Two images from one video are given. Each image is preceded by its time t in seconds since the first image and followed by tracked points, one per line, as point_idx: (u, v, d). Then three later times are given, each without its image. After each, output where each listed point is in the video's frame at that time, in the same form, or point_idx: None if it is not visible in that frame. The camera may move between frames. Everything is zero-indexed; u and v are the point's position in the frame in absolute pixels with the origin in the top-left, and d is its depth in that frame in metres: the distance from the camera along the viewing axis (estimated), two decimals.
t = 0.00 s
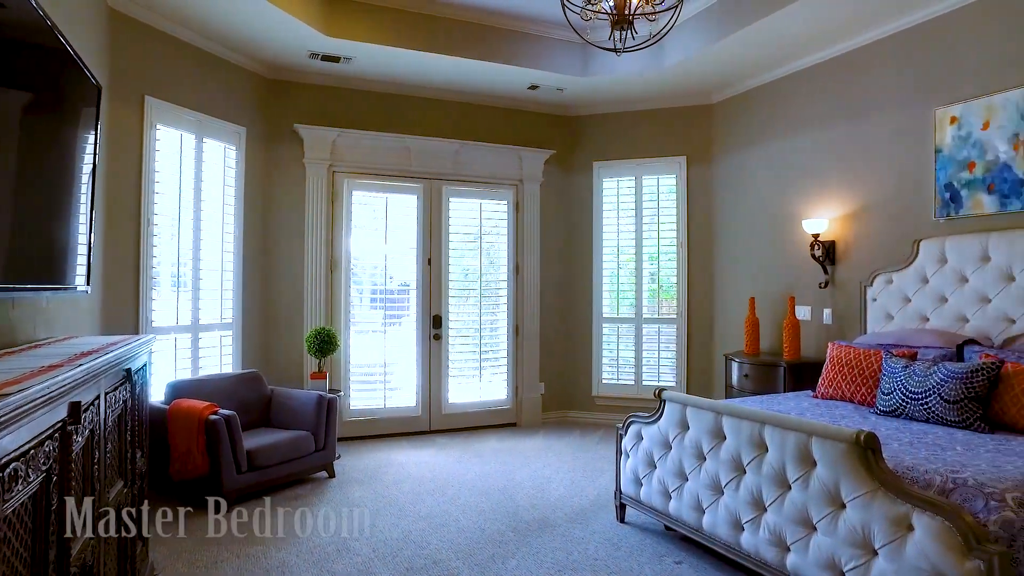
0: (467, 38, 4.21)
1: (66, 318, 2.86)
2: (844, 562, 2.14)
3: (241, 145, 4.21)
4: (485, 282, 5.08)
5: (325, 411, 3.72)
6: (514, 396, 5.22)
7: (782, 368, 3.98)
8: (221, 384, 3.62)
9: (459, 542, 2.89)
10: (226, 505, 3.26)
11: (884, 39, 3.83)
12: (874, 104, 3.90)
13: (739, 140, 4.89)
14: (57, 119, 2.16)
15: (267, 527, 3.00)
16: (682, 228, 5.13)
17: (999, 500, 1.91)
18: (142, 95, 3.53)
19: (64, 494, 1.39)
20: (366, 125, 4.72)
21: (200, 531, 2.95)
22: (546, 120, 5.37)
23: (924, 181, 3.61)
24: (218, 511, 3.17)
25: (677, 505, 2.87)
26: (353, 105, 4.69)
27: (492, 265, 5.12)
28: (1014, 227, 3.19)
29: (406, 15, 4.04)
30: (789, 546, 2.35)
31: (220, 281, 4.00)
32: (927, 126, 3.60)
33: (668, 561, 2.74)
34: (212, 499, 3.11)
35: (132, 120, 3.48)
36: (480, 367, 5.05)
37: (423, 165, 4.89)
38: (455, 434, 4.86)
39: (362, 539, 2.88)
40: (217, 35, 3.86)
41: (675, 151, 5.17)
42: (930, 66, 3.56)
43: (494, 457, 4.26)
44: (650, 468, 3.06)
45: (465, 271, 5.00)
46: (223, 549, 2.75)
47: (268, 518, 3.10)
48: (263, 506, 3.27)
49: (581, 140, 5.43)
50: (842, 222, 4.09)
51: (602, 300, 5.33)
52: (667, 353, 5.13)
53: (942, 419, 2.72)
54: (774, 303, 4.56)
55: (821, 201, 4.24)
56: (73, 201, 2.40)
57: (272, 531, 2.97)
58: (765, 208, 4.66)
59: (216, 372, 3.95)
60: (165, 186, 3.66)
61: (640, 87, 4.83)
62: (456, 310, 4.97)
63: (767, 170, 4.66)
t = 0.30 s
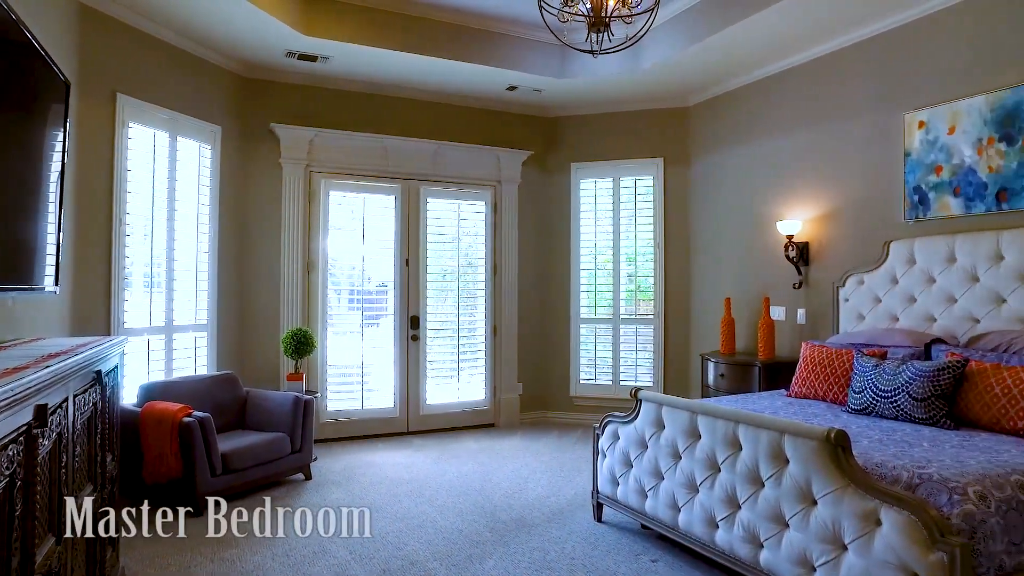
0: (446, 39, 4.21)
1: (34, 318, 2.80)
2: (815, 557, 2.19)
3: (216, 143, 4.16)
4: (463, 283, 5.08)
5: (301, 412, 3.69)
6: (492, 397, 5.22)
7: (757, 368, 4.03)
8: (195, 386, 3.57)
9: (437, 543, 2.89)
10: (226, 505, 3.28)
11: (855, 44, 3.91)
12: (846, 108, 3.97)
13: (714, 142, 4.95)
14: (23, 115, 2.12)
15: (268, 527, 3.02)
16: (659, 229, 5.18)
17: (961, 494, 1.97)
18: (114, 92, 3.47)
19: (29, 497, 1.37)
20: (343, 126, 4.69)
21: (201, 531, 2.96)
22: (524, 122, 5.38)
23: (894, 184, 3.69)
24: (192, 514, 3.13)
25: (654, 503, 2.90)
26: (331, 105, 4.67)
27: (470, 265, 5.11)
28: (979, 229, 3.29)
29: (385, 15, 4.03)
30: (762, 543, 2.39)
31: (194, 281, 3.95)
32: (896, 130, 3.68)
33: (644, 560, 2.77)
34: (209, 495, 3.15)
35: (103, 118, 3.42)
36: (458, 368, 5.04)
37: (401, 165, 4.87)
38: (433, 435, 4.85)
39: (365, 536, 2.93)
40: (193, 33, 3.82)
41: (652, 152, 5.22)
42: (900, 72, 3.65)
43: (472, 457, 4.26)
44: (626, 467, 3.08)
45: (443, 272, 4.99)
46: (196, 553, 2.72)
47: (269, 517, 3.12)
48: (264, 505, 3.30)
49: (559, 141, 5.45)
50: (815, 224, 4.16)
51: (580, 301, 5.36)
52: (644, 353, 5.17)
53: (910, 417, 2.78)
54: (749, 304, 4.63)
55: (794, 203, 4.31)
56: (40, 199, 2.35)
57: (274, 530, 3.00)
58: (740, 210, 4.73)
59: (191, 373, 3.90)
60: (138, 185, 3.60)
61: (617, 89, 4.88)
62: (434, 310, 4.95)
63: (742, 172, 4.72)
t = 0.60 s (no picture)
0: (425, 39, 4.20)
1: None
2: (788, 554, 2.22)
3: (190, 142, 4.10)
4: (442, 284, 5.07)
5: (278, 414, 3.65)
6: (471, 397, 5.21)
7: (733, 368, 4.08)
8: (170, 388, 3.52)
9: (414, 544, 2.88)
10: (225, 504, 3.32)
11: (829, 49, 3.98)
12: (820, 111, 4.04)
13: (691, 144, 5.00)
14: None
15: (267, 527, 3.03)
16: (636, 230, 5.22)
17: (927, 489, 2.01)
18: (84, 88, 3.40)
19: None
20: (320, 125, 4.66)
21: (201, 532, 2.98)
22: (502, 123, 5.39)
23: (865, 187, 3.77)
24: (166, 518, 3.09)
25: (630, 503, 2.92)
26: (309, 105, 4.63)
27: (448, 266, 5.11)
28: (946, 231, 3.37)
29: (364, 15, 4.01)
30: (736, 540, 2.42)
31: (166, 281, 3.89)
32: (868, 134, 3.76)
33: (621, 559, 2.79)
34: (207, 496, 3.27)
35: (74, 115, 3.35)
36: (436, 369, 5.03)
37: (379, 165, 4.85)
38: (410, 436, 4.83)
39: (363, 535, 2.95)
40: (167, 30, 3.77)
41: (630, 154, 5.26)
42: (871, 78, 3.73)
43: (450, 458, 4.25)
44: (603, 467, 3.11)
45: (421, 273, 4.97)
46: (169, 558, 2.68)
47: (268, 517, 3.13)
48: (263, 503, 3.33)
49: (538, 142, 5.46)
50: (789, 226, 4.23)
51: (558, 301, 5.38)
52: (622, 353, 5.20)
53: (880, 415, 2.84)
54: (725, 304, 4.69)
55: (769, 205, 4.38)
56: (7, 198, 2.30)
57: (274, 530, 3.01)
58: (716, 211, 4.78)
59: (165, 375, 3.84)
60: (110, 183, 3.54)
61: (596, 91, 4.91)
62: (412, 311, 4.93)
63: (718, 174, 4.78)
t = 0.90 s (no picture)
0: (402, 39, 4.19)
1: None
2: (760, 551, 2.26)
3: (163, 141, 4.04)
4: (419, 286, 5.05)
5: (253, 416, 3.61)
6: (448, 399, 5.20)
7: (708, 368, 4.13)
8: (140, 391, 3.45)
9: (391, 546, 2.87)
10: (226, 504, 3.34)
11: (802, 53, 4.05)
12: (793, 115, 4.11)
13: (667, 146, 5.05)
14: None
15: (268, 527, 3.04)
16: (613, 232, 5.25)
17: (893, 485, 2.06)
18: (52, 85, 3.33)
19: None
20: (296, 126, 4.62)
21: (201, 531, 3.00)
22: (480, 124, 5.40)
23: (838, 190, 3.84)
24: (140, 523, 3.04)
25: (606, 502, 2.94)
26: (285, 104, 4.59)
27: (425, 267, 5.09)
28: (915, 233, 3.45)
29: (341, 14, 3.99)
30: (710, 538, 2.45)
31: (138, 283, 3.82)
32: (839, 138, 3.83)
33: (597, 558, 2.81)
34: (205, 497, 3.30)
35: (41, 112, 3.27)
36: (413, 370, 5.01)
37: (356, 165, 4.82)
38: (387, 438, 4.81)
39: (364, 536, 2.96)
40: (139, 27, 3.71)
41: (607, 156, 5.29)
42: (842, 82, 3.81)
43: (427, 460, 4.24)
44: (579, 467, 3.12)
45: (398, 274, 4.95)
46: (139, 564, 2.63)
47: (268, 517, 3.14)
48: (264, 503, 3.34)
49: (516, 143, 5.47)
50: (764, 228, 4.29)
51: (535, 303, 5.39)
52: (599, 353, 5.23)
53: (850, 413, 2.90)
54: (700, 305, 4.74)
55: (743, 207, 4.44)
56: None
57: (274, 530, 3.02)
58: (692, 213, 4.84)
59: (137, 379, 3.78)
60: (80, 182, 3.47)
61: (573, 93, 4.93)
62: (389, 313, 4.91)
63: (693, 176, 4.83)
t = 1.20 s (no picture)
0: (380, 39, 4.17)
1: None
2: (734, 549, 2.29)
3: (134, 139, 3.97)
4: (397, 286, 5.03)
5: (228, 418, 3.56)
6: (426, 400, 5.18)
7: (685, 368, 4.17)
8: (111, 394, 3.39)
9: (367, 548, 2.86)
10: (228, 505, 3.32)
11: (776, 57, 4.12)
12: (767, 118, 4.17)
13: (644, 148, 5.09)
14: None
15: (268, 527, 3.06)
16: (591, 233, 5.28)
17: (862, 482, 2.10)
18: (18, 81, 3.24)
19: None
20: (272, 125, 4.57)
21: (201, 531, 3.02)
22: (458, 124, 5.39)
23: (810, 192, 3.90)
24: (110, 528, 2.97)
25: (583, 502, 2.95)
26: (260, 103, 4.54)
27: (403, 267, 5.07)
28: (884, 235, 3.53)
29: (318, 13, 3.96)
30: (685, 537, 2.48)
31: (108, 284, 3.75)
32: (812, 141, 3.90)
33: (574, 558, 2.82)
34: (207, 497, 3.29)
35: (6, 109, 3.18)
36: (390, 372, 4.98)
37: (333, 165, 4.78)
38: (365, 440, 4.78)
39: (364, 535, 2.98)
40: (110, 23, 3.64)
41: (584, 157, 5.31)
42: (815, 87, 3.88)
43: (405, 461, 4.23)
44: (556, 468, 3.14)
45: (375, 275, 4.92)
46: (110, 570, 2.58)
47: (268, 517, 3.16)
48: (265, 502, 3.36)
49: (494, 144, 5.47)
50: (739, 229, 4.35)
51: (513, 304, 5.40)
52: (577, 354, 5.25)
53: (822, 412, 2.95)
54: (677, 306, 4.78)
55: (719, 209, 4.49)
56: None
57: (274, 530, 3.04)
58: (668, 214, 4.88)
59: (108, 381, 3.71)
60: (48, 180, 3.39)
61: (552, 94, 4.95)
62: (366, 314, 4.88)
63: (670, 178, 4.88)
